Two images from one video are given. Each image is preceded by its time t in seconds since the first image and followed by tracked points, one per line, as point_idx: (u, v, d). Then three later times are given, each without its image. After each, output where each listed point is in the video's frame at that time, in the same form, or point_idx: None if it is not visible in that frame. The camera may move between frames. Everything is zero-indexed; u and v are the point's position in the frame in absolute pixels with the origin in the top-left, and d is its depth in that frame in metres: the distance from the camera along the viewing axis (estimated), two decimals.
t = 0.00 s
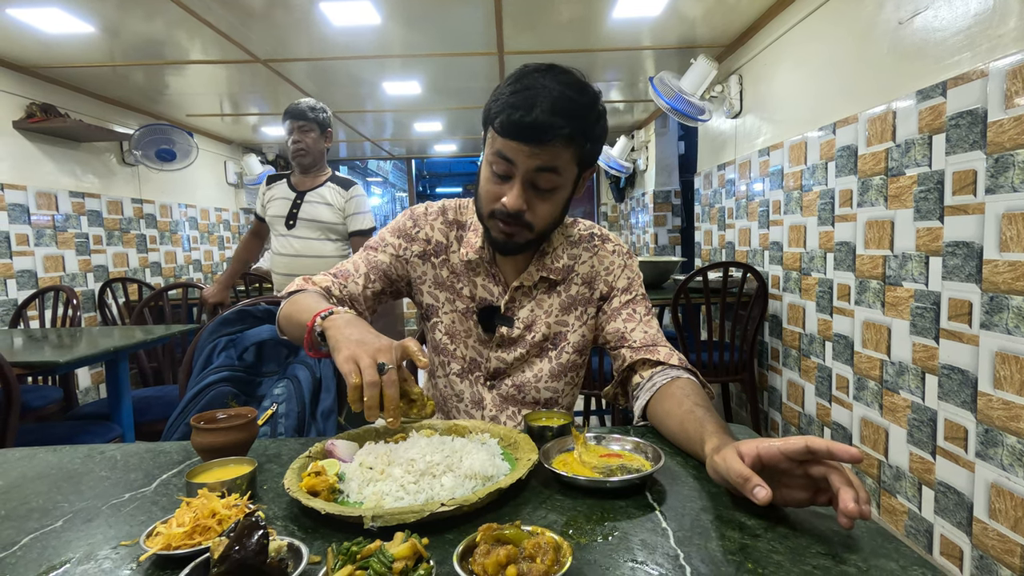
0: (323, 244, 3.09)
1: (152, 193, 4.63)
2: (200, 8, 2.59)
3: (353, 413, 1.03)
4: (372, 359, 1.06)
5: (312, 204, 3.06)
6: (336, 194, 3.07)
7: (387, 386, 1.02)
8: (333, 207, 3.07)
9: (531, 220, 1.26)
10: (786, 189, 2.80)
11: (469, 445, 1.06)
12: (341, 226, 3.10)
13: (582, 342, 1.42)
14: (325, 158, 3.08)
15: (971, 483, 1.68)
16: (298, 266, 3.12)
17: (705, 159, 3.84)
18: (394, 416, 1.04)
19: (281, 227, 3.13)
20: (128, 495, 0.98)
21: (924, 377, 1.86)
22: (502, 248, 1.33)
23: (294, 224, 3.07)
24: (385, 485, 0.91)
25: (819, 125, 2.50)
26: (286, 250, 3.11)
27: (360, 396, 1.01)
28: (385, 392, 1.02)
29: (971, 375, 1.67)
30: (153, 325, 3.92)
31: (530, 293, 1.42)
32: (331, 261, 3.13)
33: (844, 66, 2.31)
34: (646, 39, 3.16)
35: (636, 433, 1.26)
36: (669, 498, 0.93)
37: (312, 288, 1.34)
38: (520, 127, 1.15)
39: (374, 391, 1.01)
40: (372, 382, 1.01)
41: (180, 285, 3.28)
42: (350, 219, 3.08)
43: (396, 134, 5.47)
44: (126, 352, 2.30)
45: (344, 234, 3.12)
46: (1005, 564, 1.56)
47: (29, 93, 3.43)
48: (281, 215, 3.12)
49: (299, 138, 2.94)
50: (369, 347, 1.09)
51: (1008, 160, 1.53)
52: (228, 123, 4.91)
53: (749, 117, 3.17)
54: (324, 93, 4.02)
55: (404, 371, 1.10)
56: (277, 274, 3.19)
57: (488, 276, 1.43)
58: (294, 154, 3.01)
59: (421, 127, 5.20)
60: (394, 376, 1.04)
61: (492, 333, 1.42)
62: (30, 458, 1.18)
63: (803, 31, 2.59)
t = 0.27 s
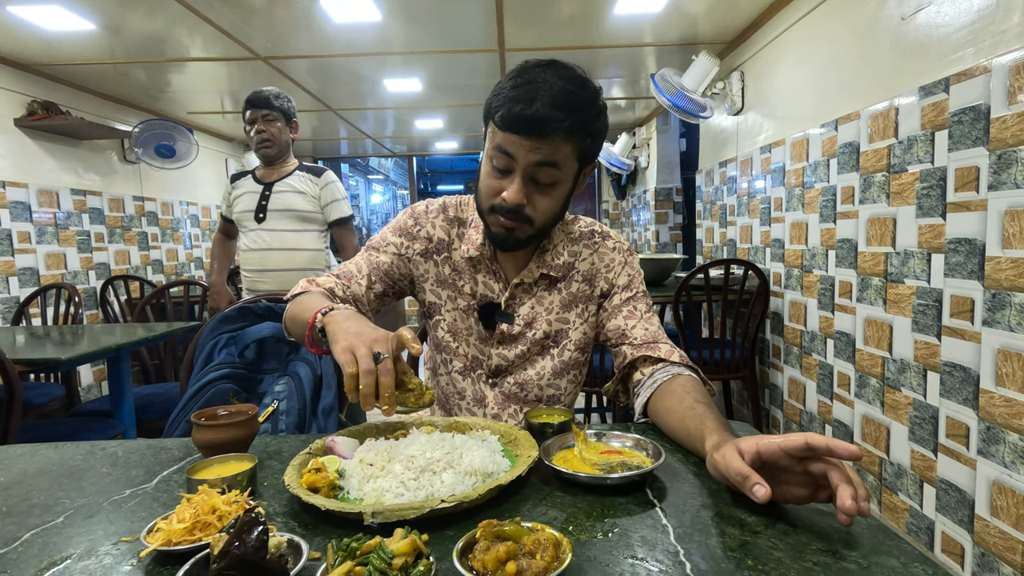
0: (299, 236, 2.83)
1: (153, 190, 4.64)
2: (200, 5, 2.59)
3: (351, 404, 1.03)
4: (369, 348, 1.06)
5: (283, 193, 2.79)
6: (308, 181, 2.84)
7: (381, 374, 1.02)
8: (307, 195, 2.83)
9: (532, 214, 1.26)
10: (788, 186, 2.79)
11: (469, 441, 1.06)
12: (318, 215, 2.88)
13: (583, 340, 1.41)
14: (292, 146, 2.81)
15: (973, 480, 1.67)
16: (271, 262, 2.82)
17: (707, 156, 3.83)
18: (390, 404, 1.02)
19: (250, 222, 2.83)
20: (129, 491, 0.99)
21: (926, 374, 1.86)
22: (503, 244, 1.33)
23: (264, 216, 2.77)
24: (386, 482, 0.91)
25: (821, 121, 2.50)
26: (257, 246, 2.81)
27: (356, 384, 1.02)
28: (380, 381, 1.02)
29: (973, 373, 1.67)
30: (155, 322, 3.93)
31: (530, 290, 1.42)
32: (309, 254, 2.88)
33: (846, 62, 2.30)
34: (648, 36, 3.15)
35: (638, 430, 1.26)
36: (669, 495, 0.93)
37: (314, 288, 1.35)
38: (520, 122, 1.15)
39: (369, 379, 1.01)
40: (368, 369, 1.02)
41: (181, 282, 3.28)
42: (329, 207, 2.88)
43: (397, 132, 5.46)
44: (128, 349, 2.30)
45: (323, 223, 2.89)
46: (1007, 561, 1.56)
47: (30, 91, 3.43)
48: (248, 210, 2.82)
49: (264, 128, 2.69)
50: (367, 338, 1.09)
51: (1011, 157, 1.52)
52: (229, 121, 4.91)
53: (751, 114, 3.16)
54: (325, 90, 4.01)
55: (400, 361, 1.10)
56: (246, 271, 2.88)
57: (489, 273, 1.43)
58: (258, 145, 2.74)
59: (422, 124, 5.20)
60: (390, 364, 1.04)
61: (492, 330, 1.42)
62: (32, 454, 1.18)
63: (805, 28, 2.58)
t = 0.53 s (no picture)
0: (271, 231, 2.70)
1: (155, 190, 4.64)
2: (202, 5, 2.59)
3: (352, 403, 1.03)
4: (372, 351, 1.06)
5: (250, 186, 2.68)
6: (277, 172, 2.71)
7: (386, 377, 1.02)
8: (276, 187, 2.71)
9: (535, 212, 1.25)
10: (789, 185, 2.79)
11: (470, 440, 1.06)
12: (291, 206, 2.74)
13: (584, 338, 1.41)
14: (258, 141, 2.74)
15: (975, 479, 1.67)
16: (246, 261, 2.70)
17: (708, 155, 3.83)
18: (393, 407, 1.03)
19: (221, 223, 2.74)
20: (131, 490, 0.99)
21: (928, 373, 1.85)
22: (505, 242, 1.32)
23: (233, 214, 2.68)
24: (387, 480, 0.92)
25: (822, 120, 2.49)
26: (229, 245, 2.71)
27: (359, 385, 1.02)
28: (384, 385, 1.03)
29: (975, 372, 1.67)
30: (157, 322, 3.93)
31: (531, 288, 1.42)
32: (284, 249, 2.75)
33: (848, 61, 2.29)
34: (649, 35, 3.15)
35: (639, 429, 1.26)
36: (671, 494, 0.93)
37: (317, 288, 1.35)
38: (525, 119, 1.15)
39: (372, 381, 1.01)
40: (372, 372, 1.02)
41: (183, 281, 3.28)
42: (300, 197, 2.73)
43: (398, 131, 5.47)
44: (129, 349, 2.30)
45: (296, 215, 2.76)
46: (1010, 560, 1.55)
47: (32, 91, 3.44)
48: (218, 210, 2.73)
49: (228, 124, 2.60)
50: (372, 340, 1.09)
51: (1013, 155, 1.52)
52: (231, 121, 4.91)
53: (753, 113, 3.16)
54: (326, 90, 4.01)
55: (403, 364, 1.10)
56: (218, 273, 2.76)
57: (490, 272, 1.43)
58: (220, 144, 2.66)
59: (423, 124, 5.20)
60: (394, 368, 1.04)
61: (494, 328, 1.41)
62: (34, 454, 1.18)
63: (807, 26, 2.58)
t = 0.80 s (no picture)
0: (257, 231, 2.40)
1: (157, 190, 4.65)
2: (203, 5, 2.59)
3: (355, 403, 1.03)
4: (375, 351, 1.06)
5: (232, 186, 2.38)
6: (259, 167, 2.41)
7: (387, 378, 1.02)
8: (259, 184, 2.40)
9: (537, 210, 1.25)
10: (791, 184, 2.78)
11: (471, 439, 1.06)
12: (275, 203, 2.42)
13: (586, 338, 1.41)
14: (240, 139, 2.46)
15: (977, 479, 1.67)
16: (229, 262, 2.40)
17: (709, 155, 3.82)
18: (394, 407, 1.03)
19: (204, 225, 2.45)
20: (132, 490, 0.99)
21: (930, 373, 1.85)
22: (507, 241, 1.32)
23: (217, 215, 2.40)
24: (388, 480, 0.92)
25: (824, 119, 2.49)
26: (212, 247, 2.41)
27: (362, 385, 1.02)
28: (385, 384, 1.02)
29: (978, 371, 1.66)
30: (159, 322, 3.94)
31: (533, 288, 1.42)
32: (273, 248, 2.45)
33: (850, 60, 2.29)
34: (650, 34, 3.15)
35: (640, 429, 1.26)
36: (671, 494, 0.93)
37: (320, 288, 1.35)
38: (527, 115, 1.15)
39: (375, 381, 1.01)
40: (375, 372, 1.02)
41: (184, 281, 3.29)
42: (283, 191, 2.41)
43: (399, 131, 5.47)
44: (131, 348, 2.31)
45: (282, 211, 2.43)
46: (1012, 560, 1.55)
47: (34, 91, 3.44)
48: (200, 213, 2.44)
49: (208, 124, 2.32)
50: (375, 341, 1.09)
51: (1016, 154, 1.51)
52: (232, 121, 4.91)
53: (754, 112, 3.15)
54: (327, 90, 4.01)
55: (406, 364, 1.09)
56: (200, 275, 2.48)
57: (492, 272, 1.43)
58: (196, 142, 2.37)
59: (424, 124, 5.20)
60: (396, 369, 1.03)
61: (495, 328, 1.41)
62: (35, 453, 1.18)
63: (808, 25, 2.57)
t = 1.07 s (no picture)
0: (245, 231, 2.36)
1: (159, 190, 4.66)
2: (204, 5, 2.59)
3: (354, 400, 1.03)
4: (372, 347, 1.06)
5: (222, 184, 2.35)
6: (250, 167, 2.36)
7: (384, 372, 1.02)
8: (249, 184, 2.36)
9: (538, 209, 1.25)
10: (792, 184, 2.78)
11: (471, 440, 1.06)
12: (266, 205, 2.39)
13: (587, 338, 1.41)
14: (235, 138, 2.44)
15: (979, 479, 1.66)
16: (212, 263, 2.35)
17: (711, 154, 3.82)
18: (392, 402, 1.02)
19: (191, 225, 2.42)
20: (133, 489, 0.99)
21: (932, 373, 1.85)
22: (508, 240, 1.32)
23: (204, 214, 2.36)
24: (388, 480, 0.92)
25: (825, 119, 2.48)
26: (195, 247, 2.37)
27: (359, 381, 1.02)
28: (382, 379, 1.02)
29: (979, 371, 1.66)
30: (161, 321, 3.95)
31: (534, 288, 1.42)
32: (263, 250, 2.41)
33: (852, 59, 2.28)
34: (651, 33, 3.14)
35: (641, 429, 1.25)
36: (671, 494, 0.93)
37: (321, 289, 1.35)
38: (528, 114, 1.15)
39: (372, 377, 1.01)
40: (371, 366, 1.02)
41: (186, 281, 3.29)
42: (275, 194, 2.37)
43: (401, 131, 5.47)
44: (133, 348, 2.31)
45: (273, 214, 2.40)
46: (1014, 561, 1.55)
47: (36, 91, 3.45)
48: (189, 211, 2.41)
49: (200, 123, 2.31)
50: (372, 337, 1.09)
51: (1018, 153, 1.51)
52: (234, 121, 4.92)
53: (755, 111, 3.15)
54: (328, 90, 4.01)
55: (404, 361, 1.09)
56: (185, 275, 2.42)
57: (493, 272, 1.43)
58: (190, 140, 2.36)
59: (425, 124, 5.20)
60: (393, 362, 1.04)
61: (497, 328, 1.41)
62: (37, 453, 1.18)
63: (810, 24, 2.57)
